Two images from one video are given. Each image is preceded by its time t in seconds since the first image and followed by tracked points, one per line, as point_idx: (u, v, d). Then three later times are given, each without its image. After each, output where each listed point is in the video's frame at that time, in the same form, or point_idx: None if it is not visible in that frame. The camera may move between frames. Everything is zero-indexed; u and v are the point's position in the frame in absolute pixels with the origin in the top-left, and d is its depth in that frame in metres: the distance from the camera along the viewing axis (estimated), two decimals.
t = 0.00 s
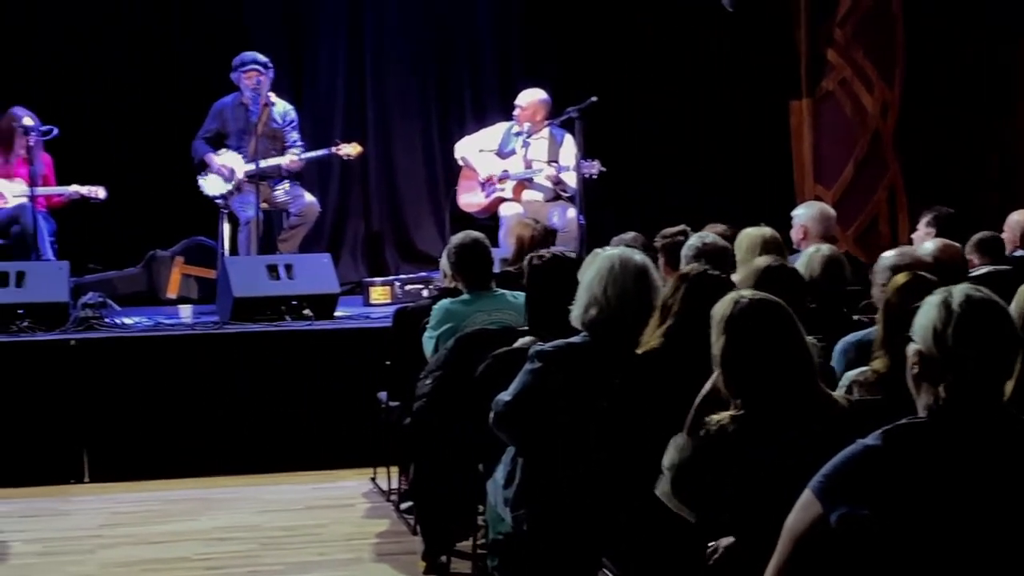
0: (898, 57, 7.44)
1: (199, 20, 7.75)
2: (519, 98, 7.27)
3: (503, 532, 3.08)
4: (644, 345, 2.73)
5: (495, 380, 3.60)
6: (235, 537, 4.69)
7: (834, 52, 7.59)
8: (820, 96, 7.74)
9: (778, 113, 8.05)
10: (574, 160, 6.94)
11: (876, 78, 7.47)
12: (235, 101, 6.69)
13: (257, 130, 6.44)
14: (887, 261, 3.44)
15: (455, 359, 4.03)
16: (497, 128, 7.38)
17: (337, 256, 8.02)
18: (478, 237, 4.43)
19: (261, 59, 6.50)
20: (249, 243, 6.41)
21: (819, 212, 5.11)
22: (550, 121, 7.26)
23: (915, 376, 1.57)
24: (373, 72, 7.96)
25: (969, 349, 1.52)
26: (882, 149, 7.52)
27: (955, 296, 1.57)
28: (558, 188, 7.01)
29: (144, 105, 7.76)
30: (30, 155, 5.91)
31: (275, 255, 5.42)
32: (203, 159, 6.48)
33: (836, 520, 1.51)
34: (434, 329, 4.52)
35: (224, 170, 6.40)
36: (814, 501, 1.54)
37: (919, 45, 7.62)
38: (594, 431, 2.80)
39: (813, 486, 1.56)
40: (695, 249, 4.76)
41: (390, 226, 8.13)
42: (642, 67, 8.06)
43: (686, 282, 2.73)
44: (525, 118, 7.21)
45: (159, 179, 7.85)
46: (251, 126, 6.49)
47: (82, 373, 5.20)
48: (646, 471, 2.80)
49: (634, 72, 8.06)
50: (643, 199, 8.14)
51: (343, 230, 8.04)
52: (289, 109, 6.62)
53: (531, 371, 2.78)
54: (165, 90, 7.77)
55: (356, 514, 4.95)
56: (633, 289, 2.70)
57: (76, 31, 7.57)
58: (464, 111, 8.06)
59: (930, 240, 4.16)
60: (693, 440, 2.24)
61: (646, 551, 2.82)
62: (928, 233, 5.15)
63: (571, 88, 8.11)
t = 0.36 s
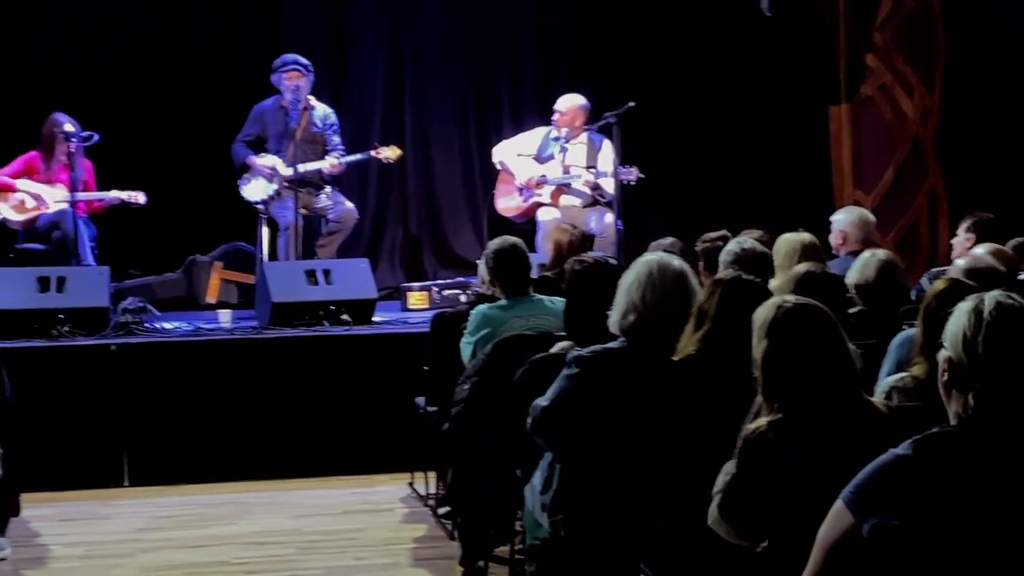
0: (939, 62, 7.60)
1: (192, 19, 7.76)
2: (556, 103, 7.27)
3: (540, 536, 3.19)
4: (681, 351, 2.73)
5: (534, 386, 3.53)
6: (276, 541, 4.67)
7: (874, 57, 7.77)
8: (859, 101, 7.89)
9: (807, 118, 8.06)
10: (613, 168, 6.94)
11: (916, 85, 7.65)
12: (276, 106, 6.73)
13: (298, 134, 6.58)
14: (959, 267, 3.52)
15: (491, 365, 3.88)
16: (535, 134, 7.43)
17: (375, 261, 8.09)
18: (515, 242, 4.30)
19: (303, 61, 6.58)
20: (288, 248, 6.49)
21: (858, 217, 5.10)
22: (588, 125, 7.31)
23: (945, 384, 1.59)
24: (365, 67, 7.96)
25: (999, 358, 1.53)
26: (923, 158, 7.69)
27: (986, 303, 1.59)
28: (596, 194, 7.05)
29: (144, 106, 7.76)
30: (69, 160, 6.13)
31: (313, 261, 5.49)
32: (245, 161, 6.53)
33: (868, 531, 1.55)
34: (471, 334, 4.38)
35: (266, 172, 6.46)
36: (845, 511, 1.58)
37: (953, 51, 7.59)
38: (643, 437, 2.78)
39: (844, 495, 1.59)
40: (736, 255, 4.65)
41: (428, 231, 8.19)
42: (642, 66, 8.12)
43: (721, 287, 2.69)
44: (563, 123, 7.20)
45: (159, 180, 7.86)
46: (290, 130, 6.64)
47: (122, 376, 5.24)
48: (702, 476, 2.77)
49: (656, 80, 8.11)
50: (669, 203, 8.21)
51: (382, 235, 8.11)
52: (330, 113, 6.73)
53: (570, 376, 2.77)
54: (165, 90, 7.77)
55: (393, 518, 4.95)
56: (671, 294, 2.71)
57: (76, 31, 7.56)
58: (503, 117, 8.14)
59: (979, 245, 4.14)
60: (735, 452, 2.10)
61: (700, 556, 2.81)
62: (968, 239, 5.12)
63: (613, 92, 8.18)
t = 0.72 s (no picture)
0: (983, 67, 7.49)
1: (191, 18, 7.74)
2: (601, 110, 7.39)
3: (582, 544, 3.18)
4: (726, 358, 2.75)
5: (575, 395, 3.52)
6: (321, 549, 4.66)
7: (918, 63, 7.80)
8: (902, 108, 7.94)
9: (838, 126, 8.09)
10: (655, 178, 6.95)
11: (958, 88, 7.61)
12: (324, 113, 6.83)
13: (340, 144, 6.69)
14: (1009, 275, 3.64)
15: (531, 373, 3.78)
16: (578, 140, 7.43)
17: (417, 270, 8.16)
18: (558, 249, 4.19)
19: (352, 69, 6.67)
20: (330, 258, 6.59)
21: (902, 225, 5.07)
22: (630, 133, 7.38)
23: (964, 400, 1.69)
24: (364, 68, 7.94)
25: (1010, 369, 1.63)
26: (967, 165, 7.64)
27: (996, 315, 1.68)
28: (638, 203, 7.10)
29: (152, 110, 7.78)
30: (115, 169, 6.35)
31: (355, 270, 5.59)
32: (288, 171, 6.60)
33: (898, 553, 1.69)
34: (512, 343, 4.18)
35: (304, 188, 6.52)
36: (874, 531, 1.73)
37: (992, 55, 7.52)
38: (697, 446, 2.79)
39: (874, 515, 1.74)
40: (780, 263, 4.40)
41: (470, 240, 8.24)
42: (644, 66, 8.17)
43: (765, 297, 2.75)
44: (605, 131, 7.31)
45: (159, 181, 7.86)
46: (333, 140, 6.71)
47: (165, 384, 5.29)
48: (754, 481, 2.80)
49: (694, 84, 8.13)
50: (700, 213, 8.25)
51: (424, 243, 8.19)
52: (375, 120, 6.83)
53: (612, 385, 2.81)
54: (165, 90, 7.76)
55: (436, 526, 4.95)
56: (713, 301, 2.72)
57: (75, 31, 7.56)
58: (545, 122, 8.16)
59: None
60: (782, 460, 2.21)
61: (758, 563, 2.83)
62: (1013, 247, 5.09)
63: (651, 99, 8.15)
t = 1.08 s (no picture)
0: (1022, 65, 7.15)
1: (190, 18, 7.72)
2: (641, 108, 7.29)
3: (620, 544, 3.11)
4: (761, 359, 2.73)
5: (613, 395, 3.49)
6: (356, 549, 4.66)
7: (957, 62, 7.58)
8: (940, 106, 7.76)
9: (873, 124, 8.01)
10: (692, 178, 6.90)
11: (996, 86, 7.31)
12: (363, 111, 6.84)
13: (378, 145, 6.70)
14: None
15: (570, 374, 3.76)
16: (617, 138, 7.44)
17: (454, 270, 8.16)
18: (593, 250, 4.17)
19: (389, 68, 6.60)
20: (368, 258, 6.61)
21: (940, 224, 5.01)
22: (668, 133, 7.32)
23: (980, 408, 1.72)
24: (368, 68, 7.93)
25: (1023, 371, 1.67)
26: (1006, 165, 7.32)
27: (1004, 317, 1.73)
28: (676, 202, 7.01)
29: (174, 110, 7.81)
30: (153, 170, 6.37)
31: (391, 270, 5.59)
32: (328, 167, 6.61)
33: (926, 563, 1.73)
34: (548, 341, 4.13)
35: (347, 184, 6.53)
36: (900, 541, 1.77)
37: None
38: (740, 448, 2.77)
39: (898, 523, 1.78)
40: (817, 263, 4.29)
41: (507, 241, 8.24)
42: (683, 73, 8.24)
43: (800, 295, 2.74)
44: (645, 132, 7.23)
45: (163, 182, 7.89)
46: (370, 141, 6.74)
47: (203, 384, 5.32)
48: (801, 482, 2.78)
49: (732, 85, 8.15)
50: (734, 213, 8.23)
51: (461, 242, 8.19)
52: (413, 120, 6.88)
53: (647, 385, 2.80)
54: (165, 90, 7.77)
55: (473, 527, 4.92)
56: (751, 300, 2.71)
57: (76, 31, 7.56)
58: (581, 124, 8.17)
59: None
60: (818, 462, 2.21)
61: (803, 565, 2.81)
62: None
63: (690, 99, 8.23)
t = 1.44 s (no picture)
0: None
1: (190, 18, 7.71)
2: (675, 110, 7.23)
3: (660, 545, 3.12)
4: (798, 362, 2.78)
5: (650, 396, 3.47)
6: (394, 550, 4.66)
7: (997, 62, 7.53)
8: (981, 106, 7.72)
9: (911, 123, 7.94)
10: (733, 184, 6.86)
11: None
12: (399, 114, 6.86)
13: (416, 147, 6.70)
14: None
15: (608, 376, 3.74)
16: (654, 138, 7.40)
17: (492, 271, 8.17)
18: (632, 253, 4.15)
19: (425, 70, 6.65)
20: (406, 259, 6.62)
21: (982, 224, 4.94)
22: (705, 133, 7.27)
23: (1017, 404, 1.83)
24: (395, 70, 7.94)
25: None
26: None
27: None
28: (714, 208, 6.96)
29: (204, 114, 7.86)
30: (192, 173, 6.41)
31: (430, 272, 5.60)
32: (367, 170, 6.64)
33: (965, 563, 1.91)
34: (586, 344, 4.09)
35: (386, 188, 6.57)
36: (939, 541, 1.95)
37: None
38: (783, 448, 2.75)
39: (936, 524, 1.96)
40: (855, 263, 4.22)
41: (545, 241, 8.23)
42: (720, 73, 8.20)
43: (838, 298, 2.83)
44: (684, 133, 7.18)
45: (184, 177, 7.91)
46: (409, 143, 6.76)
47: (244, 385, 5.35)
48: (846, 482, 2.76)
49: (778, 87, 8.16)
50: (774, 213, 8.18)
51: (499, 244, 8.19)
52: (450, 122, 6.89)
53: (686, 386, 2.78)
54: (165, 90, 7.77)
55: (512, 528, 4.91)
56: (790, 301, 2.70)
57: (75, 31, 7.55)
58: (619, 124, 8.13)
59: None
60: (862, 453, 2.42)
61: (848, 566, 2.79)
62: None
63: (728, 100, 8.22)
